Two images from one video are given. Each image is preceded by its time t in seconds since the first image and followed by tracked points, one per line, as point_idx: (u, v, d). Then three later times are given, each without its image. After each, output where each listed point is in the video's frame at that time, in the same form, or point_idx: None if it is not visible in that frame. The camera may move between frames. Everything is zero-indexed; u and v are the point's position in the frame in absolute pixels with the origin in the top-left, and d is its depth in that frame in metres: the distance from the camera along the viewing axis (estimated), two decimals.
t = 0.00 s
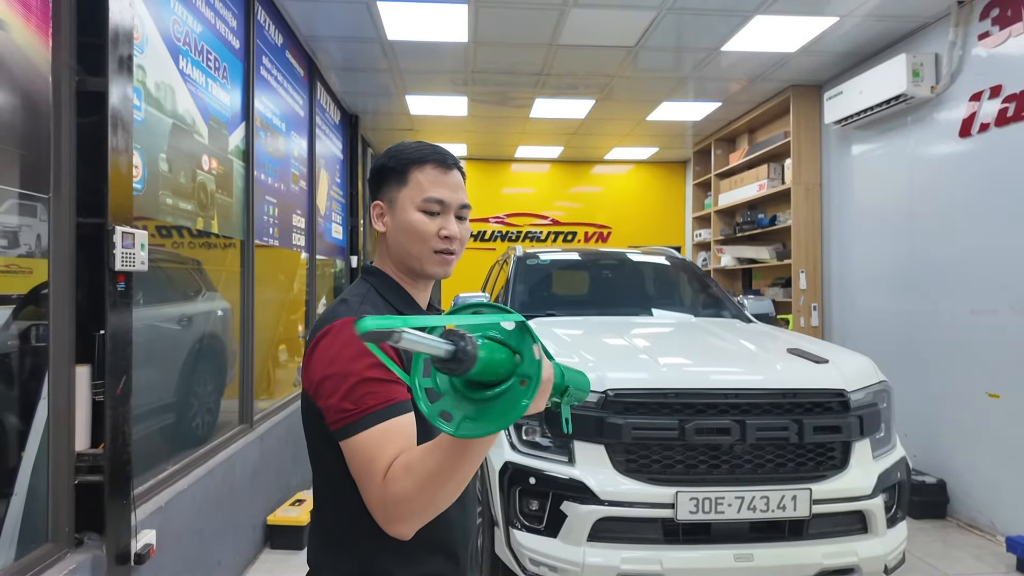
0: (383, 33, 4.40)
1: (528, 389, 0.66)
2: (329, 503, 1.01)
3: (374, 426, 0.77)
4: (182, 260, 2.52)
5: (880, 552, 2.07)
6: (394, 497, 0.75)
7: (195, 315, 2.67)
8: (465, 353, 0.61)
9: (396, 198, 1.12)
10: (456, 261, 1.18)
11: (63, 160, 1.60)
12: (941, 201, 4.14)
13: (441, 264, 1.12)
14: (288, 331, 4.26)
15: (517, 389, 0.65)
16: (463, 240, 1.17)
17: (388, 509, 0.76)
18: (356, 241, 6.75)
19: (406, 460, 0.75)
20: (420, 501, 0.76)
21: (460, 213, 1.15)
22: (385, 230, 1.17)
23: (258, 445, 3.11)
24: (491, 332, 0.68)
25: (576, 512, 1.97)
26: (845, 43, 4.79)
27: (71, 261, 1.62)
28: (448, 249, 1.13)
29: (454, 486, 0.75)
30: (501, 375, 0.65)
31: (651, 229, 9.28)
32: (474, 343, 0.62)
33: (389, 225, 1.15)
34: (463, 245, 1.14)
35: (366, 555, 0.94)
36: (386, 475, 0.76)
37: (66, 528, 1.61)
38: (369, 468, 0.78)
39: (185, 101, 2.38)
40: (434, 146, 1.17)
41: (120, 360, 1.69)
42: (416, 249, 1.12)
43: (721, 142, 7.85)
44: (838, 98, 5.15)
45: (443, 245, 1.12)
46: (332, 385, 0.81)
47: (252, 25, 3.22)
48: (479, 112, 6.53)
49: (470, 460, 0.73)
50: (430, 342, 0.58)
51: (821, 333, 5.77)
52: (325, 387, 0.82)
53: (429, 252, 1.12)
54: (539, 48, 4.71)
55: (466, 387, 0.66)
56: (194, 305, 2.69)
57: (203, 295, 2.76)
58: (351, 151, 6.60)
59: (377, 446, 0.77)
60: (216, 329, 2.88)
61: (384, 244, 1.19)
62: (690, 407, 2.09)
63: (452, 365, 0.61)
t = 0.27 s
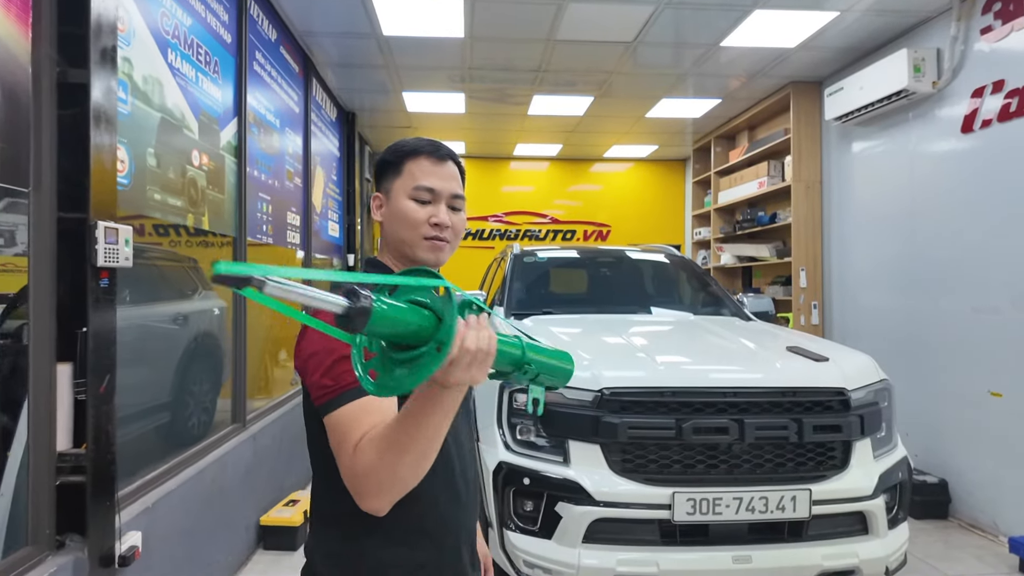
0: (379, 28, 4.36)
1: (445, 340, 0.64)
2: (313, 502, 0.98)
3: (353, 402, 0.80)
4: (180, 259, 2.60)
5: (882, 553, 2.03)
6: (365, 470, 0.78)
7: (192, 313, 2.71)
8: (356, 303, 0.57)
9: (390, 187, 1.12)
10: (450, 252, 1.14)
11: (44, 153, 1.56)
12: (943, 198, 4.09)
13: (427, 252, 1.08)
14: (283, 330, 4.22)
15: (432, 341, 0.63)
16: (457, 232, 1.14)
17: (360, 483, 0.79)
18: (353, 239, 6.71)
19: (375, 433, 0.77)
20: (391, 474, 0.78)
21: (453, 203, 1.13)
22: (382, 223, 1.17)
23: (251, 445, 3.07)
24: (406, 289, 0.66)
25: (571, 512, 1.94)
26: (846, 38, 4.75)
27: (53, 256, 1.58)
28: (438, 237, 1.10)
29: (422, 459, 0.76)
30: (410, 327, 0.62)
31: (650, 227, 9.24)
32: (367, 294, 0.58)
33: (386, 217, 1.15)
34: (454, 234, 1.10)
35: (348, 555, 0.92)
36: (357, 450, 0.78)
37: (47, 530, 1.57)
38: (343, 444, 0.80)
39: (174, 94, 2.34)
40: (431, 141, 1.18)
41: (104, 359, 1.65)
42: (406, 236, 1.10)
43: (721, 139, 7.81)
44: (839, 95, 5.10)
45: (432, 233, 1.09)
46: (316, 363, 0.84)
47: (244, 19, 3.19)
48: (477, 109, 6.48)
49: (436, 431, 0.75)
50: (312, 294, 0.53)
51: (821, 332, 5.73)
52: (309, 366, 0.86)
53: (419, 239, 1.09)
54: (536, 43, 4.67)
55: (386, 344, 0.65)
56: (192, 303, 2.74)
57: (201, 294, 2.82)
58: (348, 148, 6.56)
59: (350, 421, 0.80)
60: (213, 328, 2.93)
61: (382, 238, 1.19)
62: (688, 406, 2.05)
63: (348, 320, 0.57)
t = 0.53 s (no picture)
0: (378, 25, 4.32)
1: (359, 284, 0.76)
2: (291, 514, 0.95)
3: (325, 388, 0.89)
4: (183, 259, 2.70)
5: (891, 563, 1.97)
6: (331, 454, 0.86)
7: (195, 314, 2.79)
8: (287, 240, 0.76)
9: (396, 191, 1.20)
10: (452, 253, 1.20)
11: (25, 150, 1.52)
12: (954, 196, 4.01)
13: (430, 250, 1.14)
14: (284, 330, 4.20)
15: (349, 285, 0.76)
16: (459, 233, 1.20)
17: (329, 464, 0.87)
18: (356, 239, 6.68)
19: (338, 414, 0.85)
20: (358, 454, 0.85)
21: (455, 205, 1.20)
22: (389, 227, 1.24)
23: (247, 447, 3.04)
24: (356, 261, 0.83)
25: (568, 519, 1.89)
26: (854, 33, 4.66)
27: (33, 255, 1.55)
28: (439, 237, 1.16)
29: (380, 438, 0.84)
30: (333, 271, 0.76)
31: (656, 226, 9.16)
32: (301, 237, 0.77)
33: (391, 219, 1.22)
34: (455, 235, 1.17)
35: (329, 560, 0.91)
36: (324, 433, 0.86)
37: (29, 538, 1.54)
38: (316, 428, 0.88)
39: (166, 92, 2.32)
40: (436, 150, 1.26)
41: (88, 363, 1.62)
42: (409, 236, 1.16)
43: (727, 137, 7.72)
44: (847, 91, 5.02)
45: (435, 233, 1.16)
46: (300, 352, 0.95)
47: (240, 17, 3.17)
48: (480, 108, 6.44)
49: (385, 418, 0.83)
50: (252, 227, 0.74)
51: (829, 332, 5.64)
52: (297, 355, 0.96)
53: (421, 239, 1.16)
54: (537, 39, 4.61)
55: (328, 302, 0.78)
56: (194, 304, 2.81)
57: (203, 294, 2.90)
58: (350, 147, 6.53)
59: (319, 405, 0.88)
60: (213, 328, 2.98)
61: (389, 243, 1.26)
62: (688, 410, 1.99)
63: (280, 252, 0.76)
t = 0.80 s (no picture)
0: (393, 27, 4.32)
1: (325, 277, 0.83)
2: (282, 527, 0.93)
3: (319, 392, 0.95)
4: (205, 262, 2.71)
5: None
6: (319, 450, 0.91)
7: (217, 314, 2.84)
8: (286, 236, 0.89)
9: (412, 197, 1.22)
10: (469, 252, 1.19)
11: (34, 158, 1.59)
12: (986, 196, 3.85)
13: (444, 248, 1.14)
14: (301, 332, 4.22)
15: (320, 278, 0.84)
16: (475, 233, 1.19)
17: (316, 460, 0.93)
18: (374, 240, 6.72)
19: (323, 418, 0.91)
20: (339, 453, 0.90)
21: (470, 206, 1.20)
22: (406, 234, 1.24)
23: (261, 449, 3.05)
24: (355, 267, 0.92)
25: (579, 528, 1.83)
26: (879, 28, 4.52)
27: (43, 257, 1.61)
28: (455, 233, 1.15)
29: (359, 441, 0.89)
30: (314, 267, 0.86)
31: (677, 226, 9.03)
32: (297, 235, 0.89)
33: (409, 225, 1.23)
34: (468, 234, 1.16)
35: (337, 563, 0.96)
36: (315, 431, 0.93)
37: (39, 541, 1.61)
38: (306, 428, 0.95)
39: (179, 97, 2.38)
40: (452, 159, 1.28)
41: (97, 367, 1.67)
42: (425, 236, 1.16)
43: (750, 135, 7.56)
44: (873, 87, 4.88)
45: (450, 232, 1.15)
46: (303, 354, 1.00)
47: (255, 21, 3.20)
48: (497, 108, 6.41)
49: (361, 430, 0.88)
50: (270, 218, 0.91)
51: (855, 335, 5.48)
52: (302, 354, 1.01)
53: (437, 237, 1.15)
54: (553, 38, 4.57)
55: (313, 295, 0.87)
56: (215, 305, 2.85)
57: (224, 295, 2.94)
58: (368, 149, 6.56)
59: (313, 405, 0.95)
60: (231, 329, 3.00)
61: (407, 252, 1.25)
62: (703, 418, 1.92)
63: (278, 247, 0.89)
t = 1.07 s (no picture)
0: (418, 29, 4.35)
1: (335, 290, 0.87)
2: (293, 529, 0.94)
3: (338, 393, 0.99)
4: (235, 264, 2.77)
5: None
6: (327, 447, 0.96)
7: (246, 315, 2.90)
8: (328, 239, 0.93)
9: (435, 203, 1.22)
10: (491, 257, 1.18)
11: (66, 162, 1.66)
12: None
13: (467, 255, 1.14)
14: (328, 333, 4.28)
15: (331, 289, 0.87)
16: (497, 237, 1.18)
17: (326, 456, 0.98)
18: (400, 242, 6.78)
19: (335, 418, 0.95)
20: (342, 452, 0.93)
21: (492, 210, 1.19)
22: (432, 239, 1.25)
23: (288, 447, 3.10)
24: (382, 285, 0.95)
25: (601, 533, 1.79)
26: (915, 20, 4.35)
27: (74, 259, 1.68)
28: (476, 239, 1.15)
29: (361, 448, 0.92)
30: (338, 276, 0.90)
31: (706, 226, 8.87)
32: (334, 240, 0.92)
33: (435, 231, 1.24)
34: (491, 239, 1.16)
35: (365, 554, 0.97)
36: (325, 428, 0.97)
37: (71, 536, 1.68)
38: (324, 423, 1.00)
39: (207, 102, 2.44)
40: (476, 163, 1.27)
41: (126, 368, 1.74)
42: (447, 243, 1.16)
43: (782, 132, 7.38)
44: (908, 83, 4.71)
45: (472, 239, 1.16)
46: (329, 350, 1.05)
47: (281, 25, 3.26)
48: (522, 109, 6.39)
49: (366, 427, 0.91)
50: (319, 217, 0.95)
51: (890, 338, 5.31)
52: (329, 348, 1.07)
53: (458, 243, 1.15)
54: (577, 38, 4.53)
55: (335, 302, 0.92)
56: (245, 305, 2.90)
57: (254, 295, 2.99)
58: (394, 151, 6.62)
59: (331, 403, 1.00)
60: (260, 330, 3.05)
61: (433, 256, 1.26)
62: (728, 422, 1.87)
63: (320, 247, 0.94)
